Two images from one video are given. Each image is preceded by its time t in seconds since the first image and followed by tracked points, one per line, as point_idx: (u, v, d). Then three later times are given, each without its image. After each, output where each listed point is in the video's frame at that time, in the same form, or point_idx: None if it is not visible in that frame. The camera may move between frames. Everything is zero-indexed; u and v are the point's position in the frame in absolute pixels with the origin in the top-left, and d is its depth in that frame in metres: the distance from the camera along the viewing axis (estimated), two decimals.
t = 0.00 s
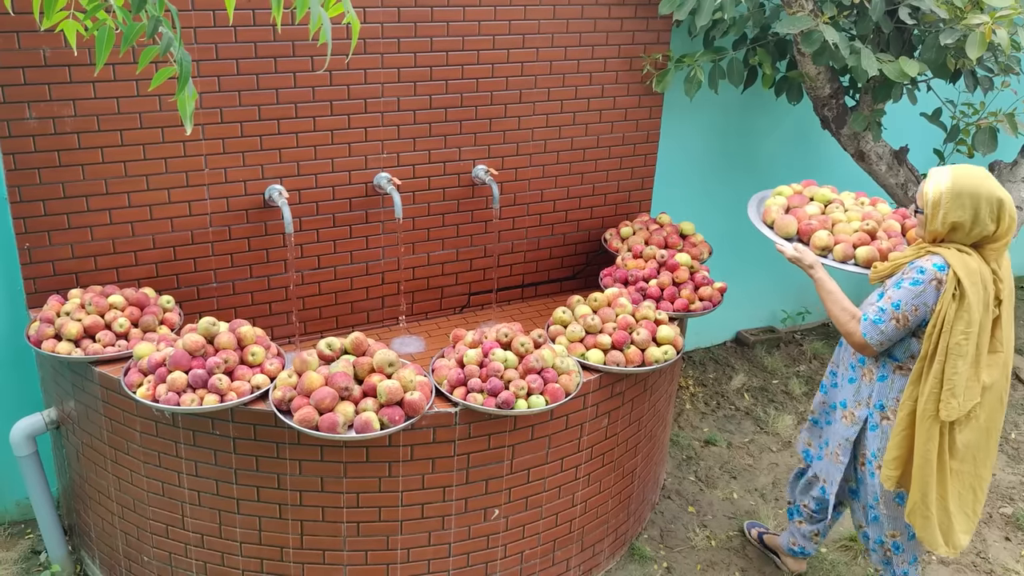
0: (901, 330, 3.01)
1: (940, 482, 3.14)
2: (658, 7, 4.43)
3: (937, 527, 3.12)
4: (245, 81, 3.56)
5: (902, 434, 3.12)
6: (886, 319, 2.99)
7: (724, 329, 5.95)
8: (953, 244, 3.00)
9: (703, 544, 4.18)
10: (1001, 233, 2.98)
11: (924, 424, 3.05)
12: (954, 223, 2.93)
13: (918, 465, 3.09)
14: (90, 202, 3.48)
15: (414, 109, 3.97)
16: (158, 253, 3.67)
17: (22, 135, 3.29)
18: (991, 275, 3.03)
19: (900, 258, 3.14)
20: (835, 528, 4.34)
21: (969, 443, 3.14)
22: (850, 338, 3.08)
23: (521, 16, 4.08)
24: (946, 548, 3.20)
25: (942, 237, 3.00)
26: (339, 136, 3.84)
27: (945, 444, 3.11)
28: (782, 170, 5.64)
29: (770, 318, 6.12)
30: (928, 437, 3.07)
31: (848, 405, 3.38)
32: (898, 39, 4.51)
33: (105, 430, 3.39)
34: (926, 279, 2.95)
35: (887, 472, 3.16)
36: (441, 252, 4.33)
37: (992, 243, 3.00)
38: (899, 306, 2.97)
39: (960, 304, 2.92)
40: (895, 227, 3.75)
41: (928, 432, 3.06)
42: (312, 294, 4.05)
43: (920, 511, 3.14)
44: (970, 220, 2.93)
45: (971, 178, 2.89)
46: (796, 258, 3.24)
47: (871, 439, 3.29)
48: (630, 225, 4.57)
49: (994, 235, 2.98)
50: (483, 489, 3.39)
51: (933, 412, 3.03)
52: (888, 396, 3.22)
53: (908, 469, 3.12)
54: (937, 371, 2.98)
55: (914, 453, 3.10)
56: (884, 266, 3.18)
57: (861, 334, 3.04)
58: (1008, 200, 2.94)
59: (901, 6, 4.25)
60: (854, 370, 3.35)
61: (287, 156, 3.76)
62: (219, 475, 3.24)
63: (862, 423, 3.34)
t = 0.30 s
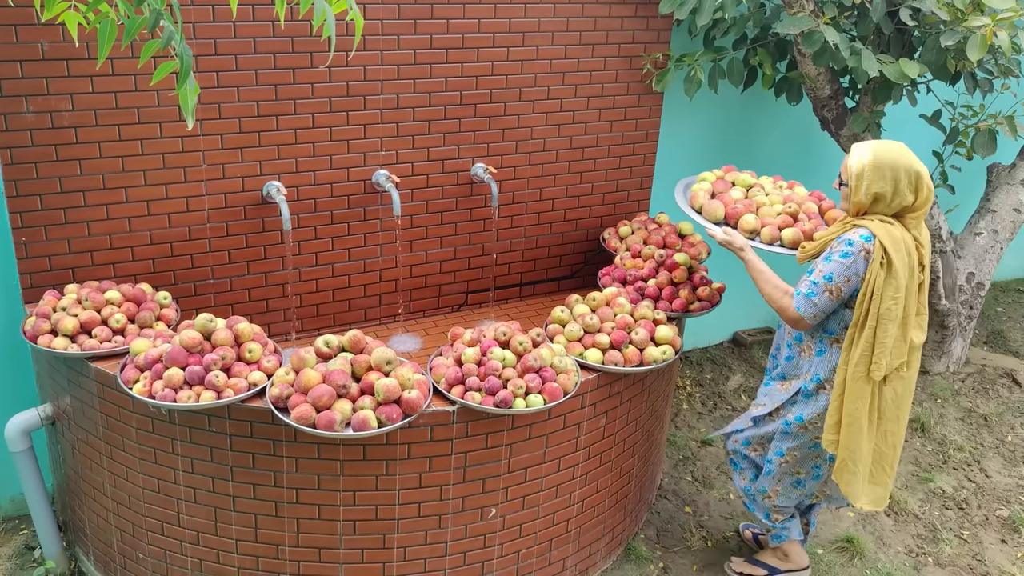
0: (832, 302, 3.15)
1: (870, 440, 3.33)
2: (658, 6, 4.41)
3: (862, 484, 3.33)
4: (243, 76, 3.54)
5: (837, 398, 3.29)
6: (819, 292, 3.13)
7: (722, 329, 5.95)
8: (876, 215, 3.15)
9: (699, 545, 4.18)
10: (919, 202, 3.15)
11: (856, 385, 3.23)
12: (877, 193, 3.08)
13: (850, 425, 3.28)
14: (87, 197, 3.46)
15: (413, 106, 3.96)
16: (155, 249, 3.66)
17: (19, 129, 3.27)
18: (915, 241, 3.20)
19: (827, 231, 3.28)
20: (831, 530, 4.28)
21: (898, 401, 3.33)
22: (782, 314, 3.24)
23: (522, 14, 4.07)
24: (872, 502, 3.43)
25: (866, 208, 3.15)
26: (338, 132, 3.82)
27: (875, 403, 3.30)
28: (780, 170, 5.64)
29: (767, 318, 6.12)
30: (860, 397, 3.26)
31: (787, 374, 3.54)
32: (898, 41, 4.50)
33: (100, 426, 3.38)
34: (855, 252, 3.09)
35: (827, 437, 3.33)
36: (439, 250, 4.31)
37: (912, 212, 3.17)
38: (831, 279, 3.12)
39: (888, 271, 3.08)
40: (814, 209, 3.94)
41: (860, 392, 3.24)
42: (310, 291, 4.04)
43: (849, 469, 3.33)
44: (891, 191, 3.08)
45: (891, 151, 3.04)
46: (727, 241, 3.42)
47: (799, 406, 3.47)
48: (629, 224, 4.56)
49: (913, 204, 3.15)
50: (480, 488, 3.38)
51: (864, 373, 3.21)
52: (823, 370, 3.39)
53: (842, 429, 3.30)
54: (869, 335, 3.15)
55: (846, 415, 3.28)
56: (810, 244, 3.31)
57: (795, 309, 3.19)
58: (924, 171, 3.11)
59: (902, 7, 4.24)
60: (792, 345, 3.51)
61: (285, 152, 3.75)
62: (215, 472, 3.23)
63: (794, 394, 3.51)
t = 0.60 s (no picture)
0: (767, 291, 3.23)
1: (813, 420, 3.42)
2: (663, 7, 4.41)
3: (804, 454, 3.44)
4: (248, 75, 3.54)
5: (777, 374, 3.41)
6: (756, 280, 3.20)
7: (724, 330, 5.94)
8: (807, 207, 3.24)
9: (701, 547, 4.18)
10: (848, 193, 3.23)
11: (792, 367, 3.32)
12: (804, 184, 3.17)
13: (786, 403, 3.39)
14: (92, 195, 3.46)
15: (418, 106, 3.95)
16: (159, 247, 3.66)
17: (24, 126, 3.27)
18: (849, 228, 3.27)
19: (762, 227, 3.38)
20: (833, 532, 4.27)
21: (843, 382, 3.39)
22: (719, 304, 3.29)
23: (527, 15, 4.06)
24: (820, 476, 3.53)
25: (796, 200, 3.24)
26: (342, 132, 3.82)
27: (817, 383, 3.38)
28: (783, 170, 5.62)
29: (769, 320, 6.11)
30: (797, 377, 3.35)
31: (736, 371, 3.62)
32: (903, 43, 4.49)
33: (103, 424, 3.38)
34: (790, 240, 3.17)
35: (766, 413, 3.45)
36: (443, 250, 4.31)
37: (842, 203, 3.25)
38: (767, 267, 3.19)
39: (818, 259, 3.13)
40: (747, 201, 3.93)
41: (796, 373, 3.33)
42: (313, 290, 4.04)
43: (788, 443, 3.45)
44: (818, 182, 3.17)
45: (817, 144, 3.15)
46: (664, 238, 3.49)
47: (752, 401, 3.54)
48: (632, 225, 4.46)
49: (842, 195, 3.23)
50: (483, 489, 3.38)
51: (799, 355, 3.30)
52: (767, 361, 3.47)
53: (781, 407, 3.41)
54: (801, 319, 3.22)
55: (784, 396, 3.38)
56: (750, 238, 3.40)
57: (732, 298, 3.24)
58: (851, 162, 3.21)
59: (908, 9, 4.23)
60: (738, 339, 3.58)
61: (290, 152, 3.75)
62: (218, 471, 3.23)
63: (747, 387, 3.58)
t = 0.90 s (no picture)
0: (741, 270, 3.25)
1: (792, 399, 3.44)
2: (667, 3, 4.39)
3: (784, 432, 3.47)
4: (252, 71, 3.54)
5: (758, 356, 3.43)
6: (729, 260, 3.23)
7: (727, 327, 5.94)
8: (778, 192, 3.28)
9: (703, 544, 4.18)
10: (816, 178, 3.26)
11: (771, 348, 3.34)
12: (771, 172, 3.23)
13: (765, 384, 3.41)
14: (96, 190, 3.46)
15: (422, 101, 3.95)
16: (162, 242, 3.66)
17: (28, 121, 3.27)
18: (821, 210, 3.31)
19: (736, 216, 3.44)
20: (835, 529, 4.27)
21: (823, 364, 3.41)
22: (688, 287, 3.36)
23: (531, 11, 4.06)
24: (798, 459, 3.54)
25: (766, 188, 3.29)
26: (346, 127, 3.82)
27: (796, 365, 3.40)
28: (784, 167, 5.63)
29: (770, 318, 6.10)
30: (781, 358, 3.36)
31: (728, 366, 3.59)
32: (908, 39, 4.49)
33: (107, 419, 3.38)
34: (765, 222, 3.19)
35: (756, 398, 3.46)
36: (446, 246, 4.31)
37: (811, 187, 3.29)
38: (741, 247, 3.21)
39: (795, 240, 3.17)
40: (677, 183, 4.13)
41: (776, 354, 3.35)
42: (316, 286, 4.04)
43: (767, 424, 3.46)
44: (784, 168, 3.23)
45: (780, 132, 3.21)
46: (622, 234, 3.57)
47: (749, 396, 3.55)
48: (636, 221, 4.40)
49: (810, 178, 3.27)
50: (485, 484, 3.38)
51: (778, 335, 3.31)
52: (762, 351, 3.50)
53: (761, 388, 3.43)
54: (780, 300, 3.24)
55: (765, 378, 3.40)
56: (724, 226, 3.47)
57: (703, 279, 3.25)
58: (816, 148, 3.25)
59: (913, 6, 4.22)
60: (725, 334, 3.57)
61: (293, 147, 3.74)
62: (221, 466, 3.23)
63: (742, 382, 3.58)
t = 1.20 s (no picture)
0: (716, 254, 3.26)
1: (785, 388, 3.44)
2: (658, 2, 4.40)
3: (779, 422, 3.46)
4: (243, 70, 3.53)
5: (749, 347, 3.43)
6: (705, 243, 3.24)
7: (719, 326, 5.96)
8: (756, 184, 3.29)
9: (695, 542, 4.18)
10: (792, 169, 3.29)
11: (760, 337, 3.35)
12: (749, 166, 3.24)
13: (756, 374, 3.41)
14: (85, 190, 3.45)
15: (413, 101, 3.95)
16: (153, 242, 3.65)
17: (17, 121, 3.26)
18: (799, 199, 3.34)
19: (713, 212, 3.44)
20: (827, 526, 4.29)
21: (813, 350, 3.43)
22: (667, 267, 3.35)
23: (522, 10, 4.06)
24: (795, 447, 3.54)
25: (744, 182, 3.30)
26: (337, 127, 3.82)
27: (789, 353, 3.40)
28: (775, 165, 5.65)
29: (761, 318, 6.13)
30: (771, 347, 3.37)
31: (719, 361, 3.58)
32: (898, 38, 4.50)
33: (97, 420, 3.37)
34: (744, 210, 3.20)
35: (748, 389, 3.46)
36: (438, 245, 4.31)
37: (787, 178, 3.31)
38: (717, 232, 3.22)
39: (776, 229, 3.18)
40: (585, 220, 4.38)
41: (766, 344, 3.36)
42: (308, 285, 4.04)
43: (762, 415, 3.46)
44: (762, 161, 3.24)
45: (755, 127, 3.24)
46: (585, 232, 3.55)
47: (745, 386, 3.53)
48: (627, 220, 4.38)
49: (787, 170, 3.29)
50: (477, 483, 3.38)
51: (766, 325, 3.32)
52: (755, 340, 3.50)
53: (752, 378, 3.43)
54: (765, 289, 3.25)
55: (756, 368, 3.40)
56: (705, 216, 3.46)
57: (680, 261, 3.28)
58: (792, 142, 3.27)
59: (903, 5, 4.23)
60: (715, 326, 3.57)
61: (284, 146, 3.74)
62: (212, 466, 3.23)
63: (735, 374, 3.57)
